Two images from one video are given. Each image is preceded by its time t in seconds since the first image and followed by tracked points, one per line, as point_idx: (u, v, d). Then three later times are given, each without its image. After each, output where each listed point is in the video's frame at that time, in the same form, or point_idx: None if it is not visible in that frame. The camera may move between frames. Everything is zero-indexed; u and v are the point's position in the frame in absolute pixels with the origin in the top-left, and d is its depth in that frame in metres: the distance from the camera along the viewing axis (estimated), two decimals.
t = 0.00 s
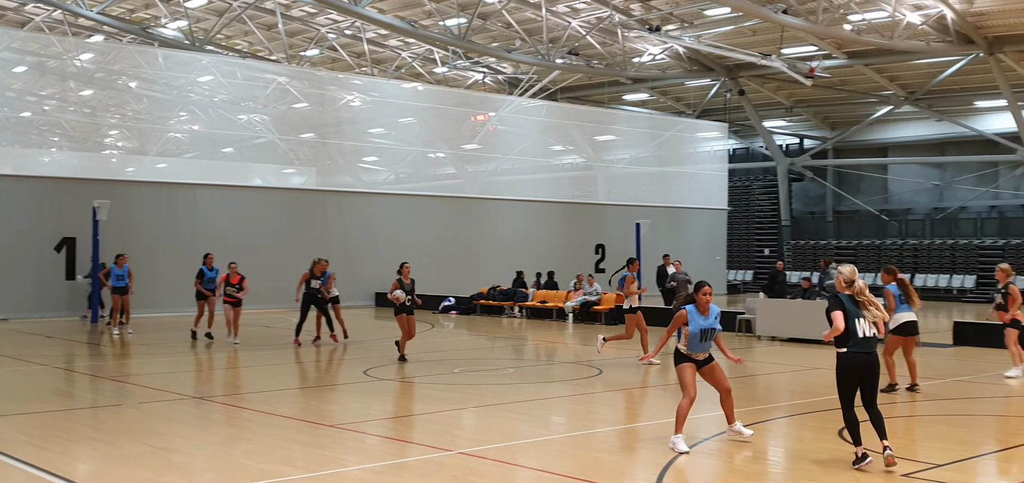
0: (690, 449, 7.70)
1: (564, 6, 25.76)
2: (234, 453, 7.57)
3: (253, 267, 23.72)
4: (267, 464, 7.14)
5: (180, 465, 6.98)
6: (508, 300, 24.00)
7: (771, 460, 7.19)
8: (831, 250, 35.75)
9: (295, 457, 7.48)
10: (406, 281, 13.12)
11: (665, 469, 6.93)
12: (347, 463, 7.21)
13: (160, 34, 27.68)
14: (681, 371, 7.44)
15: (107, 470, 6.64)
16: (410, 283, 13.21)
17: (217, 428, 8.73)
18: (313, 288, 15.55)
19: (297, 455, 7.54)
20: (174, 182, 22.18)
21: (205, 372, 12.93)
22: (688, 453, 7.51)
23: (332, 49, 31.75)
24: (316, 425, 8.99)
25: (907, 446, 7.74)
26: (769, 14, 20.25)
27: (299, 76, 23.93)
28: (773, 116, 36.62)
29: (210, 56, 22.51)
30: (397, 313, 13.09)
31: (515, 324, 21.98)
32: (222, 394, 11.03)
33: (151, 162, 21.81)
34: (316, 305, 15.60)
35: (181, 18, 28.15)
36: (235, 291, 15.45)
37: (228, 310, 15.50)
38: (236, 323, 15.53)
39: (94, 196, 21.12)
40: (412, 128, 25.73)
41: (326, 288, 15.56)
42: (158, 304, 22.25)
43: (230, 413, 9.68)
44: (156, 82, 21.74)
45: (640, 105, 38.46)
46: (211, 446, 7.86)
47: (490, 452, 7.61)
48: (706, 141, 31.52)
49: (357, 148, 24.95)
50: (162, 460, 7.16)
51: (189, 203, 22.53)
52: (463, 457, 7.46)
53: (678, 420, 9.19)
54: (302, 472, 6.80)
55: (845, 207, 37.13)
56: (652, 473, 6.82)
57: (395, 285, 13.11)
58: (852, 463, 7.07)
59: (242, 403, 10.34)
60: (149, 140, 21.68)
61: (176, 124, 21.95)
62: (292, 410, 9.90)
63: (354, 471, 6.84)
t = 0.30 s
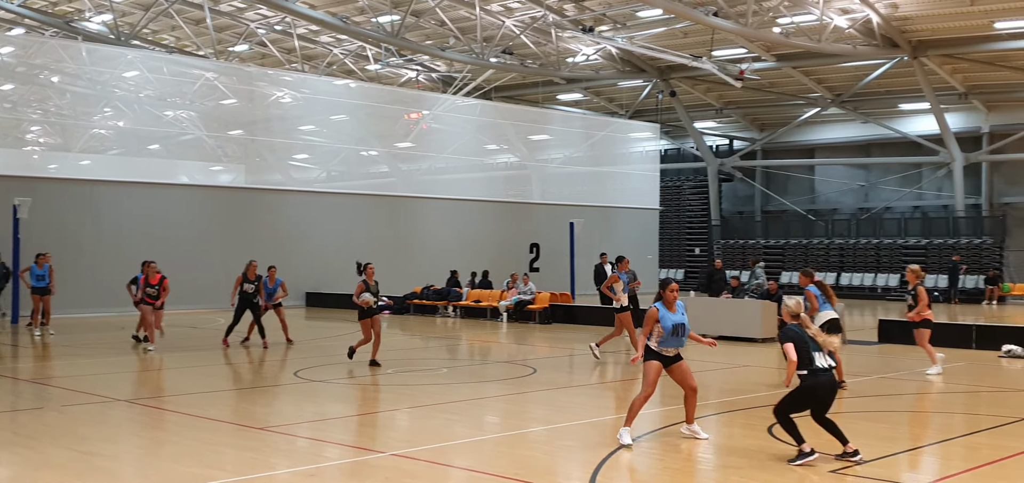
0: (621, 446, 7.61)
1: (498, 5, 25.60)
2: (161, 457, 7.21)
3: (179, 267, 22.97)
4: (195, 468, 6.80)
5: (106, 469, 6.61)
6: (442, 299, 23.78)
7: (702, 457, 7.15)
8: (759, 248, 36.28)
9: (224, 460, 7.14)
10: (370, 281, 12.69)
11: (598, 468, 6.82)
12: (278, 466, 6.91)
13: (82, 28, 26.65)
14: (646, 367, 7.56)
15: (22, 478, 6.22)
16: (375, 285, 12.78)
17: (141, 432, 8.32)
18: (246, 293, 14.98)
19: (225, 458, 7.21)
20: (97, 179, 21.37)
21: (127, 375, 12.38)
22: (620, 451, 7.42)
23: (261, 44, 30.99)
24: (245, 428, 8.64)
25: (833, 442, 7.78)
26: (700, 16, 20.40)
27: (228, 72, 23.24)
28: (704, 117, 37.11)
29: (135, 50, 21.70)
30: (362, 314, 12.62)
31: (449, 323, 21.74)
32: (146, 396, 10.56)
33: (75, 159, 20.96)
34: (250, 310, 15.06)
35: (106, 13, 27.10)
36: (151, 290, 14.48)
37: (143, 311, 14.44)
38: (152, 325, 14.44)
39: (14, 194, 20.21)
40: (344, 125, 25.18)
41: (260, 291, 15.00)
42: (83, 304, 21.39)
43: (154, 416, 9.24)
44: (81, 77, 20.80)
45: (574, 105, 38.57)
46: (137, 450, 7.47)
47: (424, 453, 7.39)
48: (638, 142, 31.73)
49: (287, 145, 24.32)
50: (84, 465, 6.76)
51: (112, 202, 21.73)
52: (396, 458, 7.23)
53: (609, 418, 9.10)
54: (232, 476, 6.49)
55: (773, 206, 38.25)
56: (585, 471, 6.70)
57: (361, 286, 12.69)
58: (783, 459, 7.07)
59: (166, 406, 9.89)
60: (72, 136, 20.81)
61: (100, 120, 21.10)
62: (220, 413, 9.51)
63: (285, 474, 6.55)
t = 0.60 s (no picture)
0: (569, 445, 7.55)
1: (442, 4, 25.40)
2: (99, 461, 6.92)
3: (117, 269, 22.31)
4: (133, 473, 6.53)
5: (38, 477, 6.31)
6: (387, 299, 23.42)
7: (647, 454, 7.11)
8: (703, 247, 36.66)
9: (164, 464, 6.88)
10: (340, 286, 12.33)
11: (544, 466, 6.73)
12: (220, 469, 6.68)
13: (16, 25, 25.75)
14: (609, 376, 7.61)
15: None
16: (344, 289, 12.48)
17: (78, 436, 7.99)
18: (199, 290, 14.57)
19: (166, 462, 6.94)
20: (32, 179, 20.67)
21: (60, 378, 11.93)
22: (566, 450, 7.35)
23: (203, 42, 30.31)
24: (186, 431, 8.36)
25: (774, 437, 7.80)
26: (644, 17, 20.46)
27: (168, 69, 22.61)
28: (648, 117, 37.40)
29: (73, 47, 21.00)
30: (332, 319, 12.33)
31: (395, 323, 21.48)
32: (81, 399, 10.17)
33: (10, 159, 20.28)
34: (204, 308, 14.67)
35: (41, 9, 26.20)
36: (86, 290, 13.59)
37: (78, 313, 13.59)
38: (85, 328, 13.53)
39: None
40: (286, 124, 24.59)
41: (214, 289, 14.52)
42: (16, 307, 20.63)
43: (90, 420, 8.89)
44: (16, 74, 20.11)
45: (519, 104, 38.55)
46: (73, 454, 7.16)
47: (369, 455, 7.22)
48: (585, 141, 31.53)
49: (229, 144, 23.70)
50: (14, 472, 6.44)
51: (47, 202, 21.05)
52: (341, 460, 7.05)
53: (554, 417, 9.02)
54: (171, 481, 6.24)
55: (716, 206, 38.83)
56: (533, 470, 6.60)
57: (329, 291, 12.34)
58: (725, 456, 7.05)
59: (104, 409, 9.54)
60: (7, 135, 20.10)
61: (36, 118, 20.40)
62: (161, 416, 9.20)
63: (227, 479, 6.33)
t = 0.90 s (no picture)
0: (530, 445, 7.50)
1: (405, 2, 25.20)
2: (54, 464, 6.72)
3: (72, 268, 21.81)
4: (87, 476, 6.34)
5: None
6: (350, 300, 23.48)
7: (609, 455, 7.07)
8: (665, 247, 36.89)
9: (121, 467, 6.69)
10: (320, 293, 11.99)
11: (506, 468, 6.66)
12: (177, 472, 6.51)
13: None
14: (548, 369, 7.55)
15: None
16: (326, 296, 12.11)
17: (30, 438, 7.75)
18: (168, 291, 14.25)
19: (122, 465, 6.75)
20: None
21: (11, 380, 11.59)
22: (528, 450, 7.29)
23: (162, 39, 29.79)
24: (143, 432, 8.15)
25: (733, 438, 7.83)
26: (607, 18, 20.44)
27: (127, 66, 22.15)
28: (611, 118, 37.53)
29: (28, 43, 20.56)
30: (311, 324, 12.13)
31: (356, 324, 21.27)
32: (33, 401, 9.89)
33: None
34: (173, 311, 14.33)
35: None
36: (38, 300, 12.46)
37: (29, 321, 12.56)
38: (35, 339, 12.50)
39: None
40: (247, 122, 24.13)
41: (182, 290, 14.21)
42: None
43: (42, 422, 8.63)
44: None
45: (483, 104, 38.45)
46: (24, 458, 6.94)
47: (330, 457, 7.09)
48: (547, 141, 31.17)
49: (188, 142, 23.25)
50: None
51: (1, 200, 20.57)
52: (301, 462, 6.91)
53: (515, 418, 8.96)
54: None
55: (678, 206, 39.18)
56: (495, 472, 6.53)
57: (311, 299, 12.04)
58: (685, 456, 7.04)
59: (57, 411, 9.27)
60: None
61: None
62: (119, 418, 8.96)
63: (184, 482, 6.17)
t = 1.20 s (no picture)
0: (489, 446, 7.45)
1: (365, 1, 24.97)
2: (5, 469, 6.50)
3: (22, 270, 21.19)
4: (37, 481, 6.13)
5: None
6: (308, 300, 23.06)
7: (569, 455, 7.04)
8: (625, 247, 37.04)
9: (75, 471, 6.50)
10: (292, 294, 11.72)
11: (465, 469, 6.61)
12: (133, 476, 6.33)
13: None
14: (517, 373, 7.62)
15: None
16: (298, 296, 11.86)
17: None
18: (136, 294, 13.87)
19: (76, 470, 6.55)
20: None
21: None
22: (487, 451, 7.24)
23: (117, 36, 29.16)
24: (97, 436, 7.93)
25: (692, 436, 7.86)
26: (568, 19, 20.44)
27: (82, 64, 21.64)
28: (572, 119, 37.62)
29: None
30: (278, 322, 11.92)
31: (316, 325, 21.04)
32: None
33: None
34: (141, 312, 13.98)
35: None
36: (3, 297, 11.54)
37: None
38: None
39: None
40: (204, 121, 23.74)
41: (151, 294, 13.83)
42: None
43: None
44: None
45: (443, 104, 38.30)
46: None
47: (289, 460, 6.97)
48: (508, 141, 31.08)
49: (144, 141, 22.77)
50: None
51: None
52: (259, 465, 6.77)
53: (476, 418, 8.89)
54: None
55: (638, 206, 39.42)
56: (455, 473, 6.46)
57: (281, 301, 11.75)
58: (643, 455, 7.03)
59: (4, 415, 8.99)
60: None
61: None
62: (72, 421, 8.71)
63: None
